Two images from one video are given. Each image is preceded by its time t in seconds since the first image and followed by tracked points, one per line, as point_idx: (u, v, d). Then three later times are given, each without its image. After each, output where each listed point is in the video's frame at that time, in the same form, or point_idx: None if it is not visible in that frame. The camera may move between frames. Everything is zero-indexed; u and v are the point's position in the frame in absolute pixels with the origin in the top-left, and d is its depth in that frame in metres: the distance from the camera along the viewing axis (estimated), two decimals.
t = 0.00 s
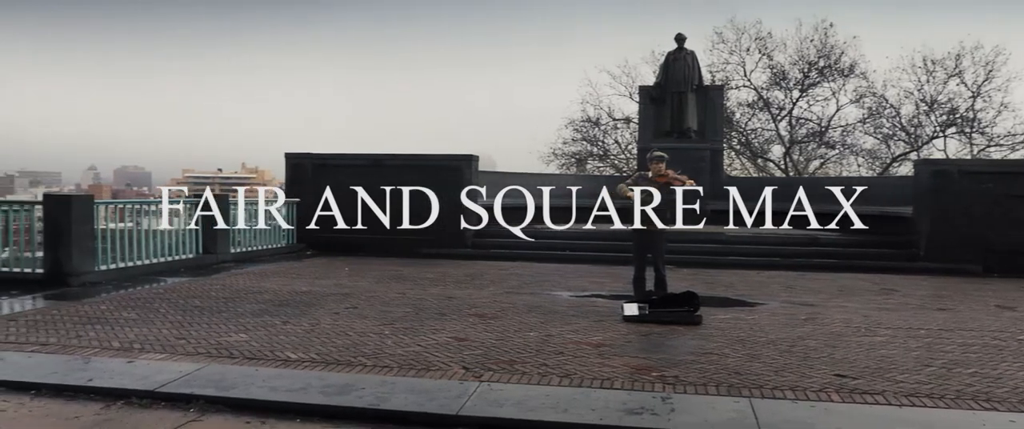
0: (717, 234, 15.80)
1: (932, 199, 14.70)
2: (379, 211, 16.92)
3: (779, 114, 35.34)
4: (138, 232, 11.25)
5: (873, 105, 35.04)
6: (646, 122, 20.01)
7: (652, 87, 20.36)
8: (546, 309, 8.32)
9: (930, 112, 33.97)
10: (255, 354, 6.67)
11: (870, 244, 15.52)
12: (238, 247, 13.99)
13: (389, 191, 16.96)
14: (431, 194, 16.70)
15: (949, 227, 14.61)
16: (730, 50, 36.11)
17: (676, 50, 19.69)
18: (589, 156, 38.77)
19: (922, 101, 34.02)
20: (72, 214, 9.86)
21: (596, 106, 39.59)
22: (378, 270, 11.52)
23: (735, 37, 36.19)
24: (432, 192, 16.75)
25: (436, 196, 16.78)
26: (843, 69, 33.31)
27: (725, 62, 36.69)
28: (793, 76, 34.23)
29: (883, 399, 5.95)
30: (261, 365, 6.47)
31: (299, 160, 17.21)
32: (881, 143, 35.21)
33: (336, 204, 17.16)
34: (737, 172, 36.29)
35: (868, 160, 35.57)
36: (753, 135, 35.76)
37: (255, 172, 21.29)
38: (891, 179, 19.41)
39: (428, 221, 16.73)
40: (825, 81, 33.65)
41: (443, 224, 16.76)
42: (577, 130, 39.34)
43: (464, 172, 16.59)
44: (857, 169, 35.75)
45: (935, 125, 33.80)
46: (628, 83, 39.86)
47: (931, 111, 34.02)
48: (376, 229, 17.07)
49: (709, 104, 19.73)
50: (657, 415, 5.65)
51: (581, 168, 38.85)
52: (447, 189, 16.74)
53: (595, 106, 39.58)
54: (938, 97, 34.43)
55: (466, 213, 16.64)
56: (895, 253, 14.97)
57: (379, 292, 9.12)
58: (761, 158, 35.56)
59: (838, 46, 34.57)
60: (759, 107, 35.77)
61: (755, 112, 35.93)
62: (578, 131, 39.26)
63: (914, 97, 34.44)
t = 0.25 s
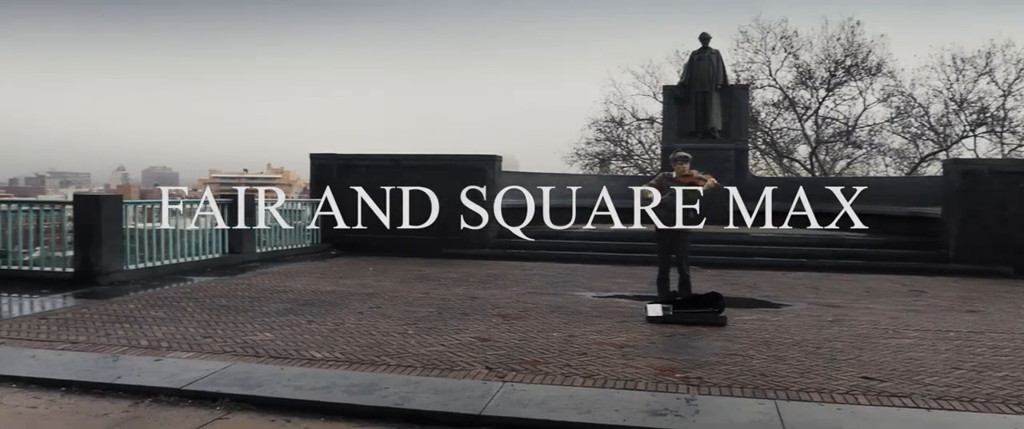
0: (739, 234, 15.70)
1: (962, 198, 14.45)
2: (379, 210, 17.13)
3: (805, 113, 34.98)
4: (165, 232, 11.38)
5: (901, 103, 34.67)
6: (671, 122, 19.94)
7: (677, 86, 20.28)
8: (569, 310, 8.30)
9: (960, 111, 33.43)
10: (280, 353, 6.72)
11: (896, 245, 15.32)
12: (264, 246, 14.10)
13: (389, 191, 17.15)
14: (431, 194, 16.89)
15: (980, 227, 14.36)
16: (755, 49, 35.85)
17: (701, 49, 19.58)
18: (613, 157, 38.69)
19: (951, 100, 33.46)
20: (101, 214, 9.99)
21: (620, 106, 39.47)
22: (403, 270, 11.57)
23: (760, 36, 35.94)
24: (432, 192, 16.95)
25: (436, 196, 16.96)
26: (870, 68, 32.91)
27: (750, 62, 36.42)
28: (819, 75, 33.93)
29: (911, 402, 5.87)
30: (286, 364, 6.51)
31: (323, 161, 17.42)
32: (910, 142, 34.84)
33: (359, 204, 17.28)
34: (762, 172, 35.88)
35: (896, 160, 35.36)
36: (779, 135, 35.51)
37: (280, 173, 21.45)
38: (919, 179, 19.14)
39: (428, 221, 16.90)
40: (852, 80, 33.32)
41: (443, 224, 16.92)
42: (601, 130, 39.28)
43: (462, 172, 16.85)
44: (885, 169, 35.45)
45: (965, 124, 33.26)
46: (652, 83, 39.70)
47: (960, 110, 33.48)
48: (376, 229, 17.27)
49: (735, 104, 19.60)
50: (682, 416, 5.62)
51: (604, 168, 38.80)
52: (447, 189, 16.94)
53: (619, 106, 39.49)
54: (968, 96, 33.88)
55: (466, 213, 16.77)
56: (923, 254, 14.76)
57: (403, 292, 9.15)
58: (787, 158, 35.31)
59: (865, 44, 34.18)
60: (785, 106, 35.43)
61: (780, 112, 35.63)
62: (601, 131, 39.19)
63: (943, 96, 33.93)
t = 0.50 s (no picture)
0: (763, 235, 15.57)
1: (994, 199, 14.14)
2: (379, 211, 17.36)
3: (832, 113, 34.59)
4: (193, 231, 11.51)
5: (930, 102, 34.22)
6: (695, 122, 19.87)
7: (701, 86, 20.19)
8: (592, 310, 8.27)
9: (991, 110, 32.89)
10: (305, 352, 6.76)
11: (926, 246, 15.08)
12: (290, 247, 14.22)
13: (389, 191, 17.39)
14: (431, 194, 17.15)
15: (1012, 227, 14.10)
16: (780, 48, 35.55)
17: (726, 48, 19.48)
18: (637, 157, 38.53)
19: (982, 98, 32.95)
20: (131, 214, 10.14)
21: (644, 106, 39.35)
22: (426, 270, 11.60)
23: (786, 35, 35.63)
24: (432, 192, 17.22)
25: (436, 196, 17.22)
26: (898, 67, 32.52)
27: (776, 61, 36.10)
28: (847, 74, 33.60)
29: (940, 405, 5.78)
30: (311, 363, 6.55)
31: (347, 161, 17.54)
32: (939, 142, 34.36)
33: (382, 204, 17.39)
34: (788, 172, 35.88)
35: (925, 160, 34.88)
36: (805, 135, 35.20)
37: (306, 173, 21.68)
38: (948, 180, 18.86)
39: (428, 221, 17.17)
40: (880, 79, 32.92)
41: (443, 224, 17.20)
42: (625, 130, 39.16)
43: (461, 173, 17.18)
44: (913, 169, 35.03)
45: (996, 123, 32.75)
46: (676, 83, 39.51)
47: (991, 109, 32.95)
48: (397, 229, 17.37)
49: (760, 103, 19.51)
50: (706, 418, 5.57)
51: (628, 168, 38.66)
52: (447, 189, 17.23)
53: (643, 106, 39.38)
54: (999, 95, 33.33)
55: (466, 213, 17.03)
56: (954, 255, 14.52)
57: (426, 292, 9.18)
58: (813, 158, 35.02)
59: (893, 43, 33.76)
60: (811, 106, 34.99)
61: (807, 112, 35.28)
62: (625, 131, 39.07)
63: (974, 94, 33.42)
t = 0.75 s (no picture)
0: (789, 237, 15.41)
1: None
2: (379, 211, 17.53)
3: (862, 112, 34.21)
4: (222, 231, 11.65)
5: (963, 101, 33.69)
6: (722, 122, 19.72)
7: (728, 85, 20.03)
8: (619, 311, 8.25)
9: None
10: (332, 351, 6.80)
11: (958, 247, 14.77)
12: (317, 247, 14.33)
13: (389, 191, 17.58)
14: (430, 194, 17.33)
15: None
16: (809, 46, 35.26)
17: (754, 47, 19.29)
18: (663, 157, 38.32)
19: (1017, 97, 32.34)
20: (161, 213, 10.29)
21: (670, 106, 39.25)
22: (453, 270, 11.63)
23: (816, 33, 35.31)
24: (432, 192, 17.40)
25: (436, 196, 17.37)
26: (930, 65, 32.03)
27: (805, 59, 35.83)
28: (877, 73, 33.20)
29: (974, 409, 5.68)
30: (338, 362, 6.59)
31: (373, 162, 17.72)
32: (972, 141, 33.80)
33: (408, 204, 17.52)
34: (817, 172, 35.55)
35: (957, 159, 34.32)
36: (834, 134, 34.86)
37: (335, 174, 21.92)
38: (980, 180, 18.50)
39: (427, 221, 17.36)
40: (911, 78, 32.48)
41: (443, 224, 17.38)
42: (651, 130, 38.99)
43: (462, 173, 17.27)
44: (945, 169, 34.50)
45: None
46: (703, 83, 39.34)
47: None
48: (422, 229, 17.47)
49: (789, 103, 19.35)
50: (734, 420, 5.53)
51: (654, 168, 38.45)
52: (472, 190, 17.20)
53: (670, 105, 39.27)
54: None
55: (466, 212, 17.18)
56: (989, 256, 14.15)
57: (452, 292, 9.20)
58: (843, 158, 34.69)
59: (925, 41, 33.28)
60: (841, 105, 34.71)
61: (836, 111, 34.94)
62: (651, 131, 38.90)
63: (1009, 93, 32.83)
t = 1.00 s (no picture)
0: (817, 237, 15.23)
1: None
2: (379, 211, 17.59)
3: (895, 111, 33.75)
4: (253, 231, 11.79)
5: (1000, 99, 33.10)
6: (752, 121, 19.59)
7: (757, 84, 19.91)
8: (647, 312, 8.21)
9: None
10: (361, 351, 6.84)
11: (994, 248, 14.45)
12: (346, 246, 14.44)
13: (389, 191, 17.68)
14: (431, 194, 17.61)
15: None
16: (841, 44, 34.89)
17: (784, 46, 19.15)
18: (692, 157, 38.10)
19: None
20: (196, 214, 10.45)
21: (699, 106, 39.09)
22: (481, 271, 11.66)
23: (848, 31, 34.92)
24: (432, 192, 17.69)
25: (436, 195, 17.70)
26: (965, 63, 31.51)
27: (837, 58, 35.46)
28: (910, 72, 32.75)
29: (1011, 414, 5.56)
30: (367, 361, 6.63)
31: (401, 163, 17.85)
32: (1008, 141, 33.14)
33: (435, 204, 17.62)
34: (849, 172, 35.04)
35: (993, 159, 33.68)
36: (867, 134, 34.43)
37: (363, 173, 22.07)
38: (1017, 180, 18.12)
39: (428, 221, 17.58)
40: (946, 76, 31.96)
41: (452, 224, 17.58)
42: (680, 130, 38.85)
43: (475, 173, 17.48)
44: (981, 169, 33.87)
45: None
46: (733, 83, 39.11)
47: None
48: (448, 230, 17.55)
49: (820, 102, 19.20)
50: (764, 423, 5.46)
51: (683, 168, 38.14)
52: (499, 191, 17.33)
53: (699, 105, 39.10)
54: None
55: (466, 213, 17.49)
56: None
57: (480, 292, 9.22)
58: (875, 157, 34.27)
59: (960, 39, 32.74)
60: (873, 104, 34.31)
61: (868, 110, 34.52)
62: (680, 131, 38.74)
63: None
